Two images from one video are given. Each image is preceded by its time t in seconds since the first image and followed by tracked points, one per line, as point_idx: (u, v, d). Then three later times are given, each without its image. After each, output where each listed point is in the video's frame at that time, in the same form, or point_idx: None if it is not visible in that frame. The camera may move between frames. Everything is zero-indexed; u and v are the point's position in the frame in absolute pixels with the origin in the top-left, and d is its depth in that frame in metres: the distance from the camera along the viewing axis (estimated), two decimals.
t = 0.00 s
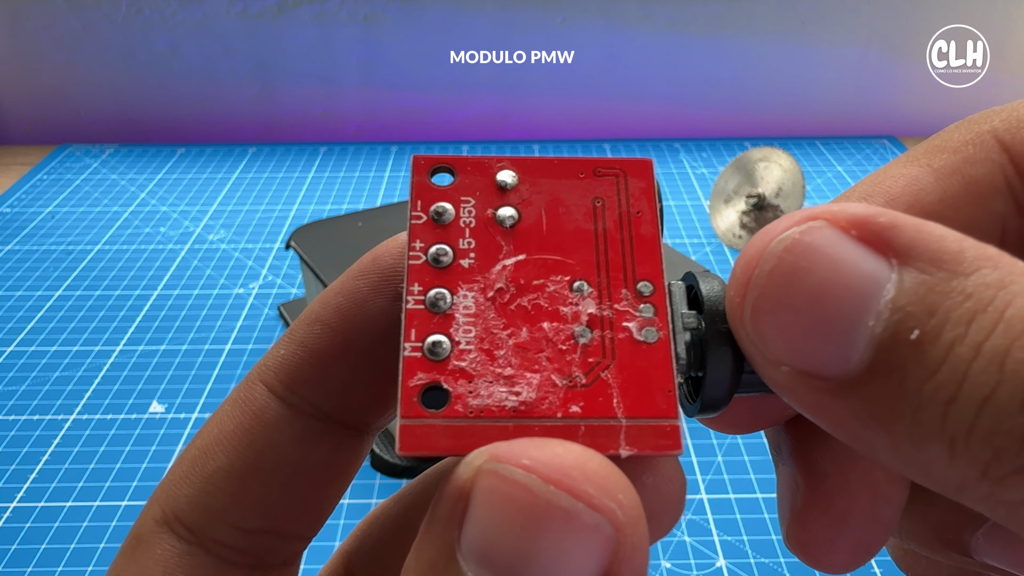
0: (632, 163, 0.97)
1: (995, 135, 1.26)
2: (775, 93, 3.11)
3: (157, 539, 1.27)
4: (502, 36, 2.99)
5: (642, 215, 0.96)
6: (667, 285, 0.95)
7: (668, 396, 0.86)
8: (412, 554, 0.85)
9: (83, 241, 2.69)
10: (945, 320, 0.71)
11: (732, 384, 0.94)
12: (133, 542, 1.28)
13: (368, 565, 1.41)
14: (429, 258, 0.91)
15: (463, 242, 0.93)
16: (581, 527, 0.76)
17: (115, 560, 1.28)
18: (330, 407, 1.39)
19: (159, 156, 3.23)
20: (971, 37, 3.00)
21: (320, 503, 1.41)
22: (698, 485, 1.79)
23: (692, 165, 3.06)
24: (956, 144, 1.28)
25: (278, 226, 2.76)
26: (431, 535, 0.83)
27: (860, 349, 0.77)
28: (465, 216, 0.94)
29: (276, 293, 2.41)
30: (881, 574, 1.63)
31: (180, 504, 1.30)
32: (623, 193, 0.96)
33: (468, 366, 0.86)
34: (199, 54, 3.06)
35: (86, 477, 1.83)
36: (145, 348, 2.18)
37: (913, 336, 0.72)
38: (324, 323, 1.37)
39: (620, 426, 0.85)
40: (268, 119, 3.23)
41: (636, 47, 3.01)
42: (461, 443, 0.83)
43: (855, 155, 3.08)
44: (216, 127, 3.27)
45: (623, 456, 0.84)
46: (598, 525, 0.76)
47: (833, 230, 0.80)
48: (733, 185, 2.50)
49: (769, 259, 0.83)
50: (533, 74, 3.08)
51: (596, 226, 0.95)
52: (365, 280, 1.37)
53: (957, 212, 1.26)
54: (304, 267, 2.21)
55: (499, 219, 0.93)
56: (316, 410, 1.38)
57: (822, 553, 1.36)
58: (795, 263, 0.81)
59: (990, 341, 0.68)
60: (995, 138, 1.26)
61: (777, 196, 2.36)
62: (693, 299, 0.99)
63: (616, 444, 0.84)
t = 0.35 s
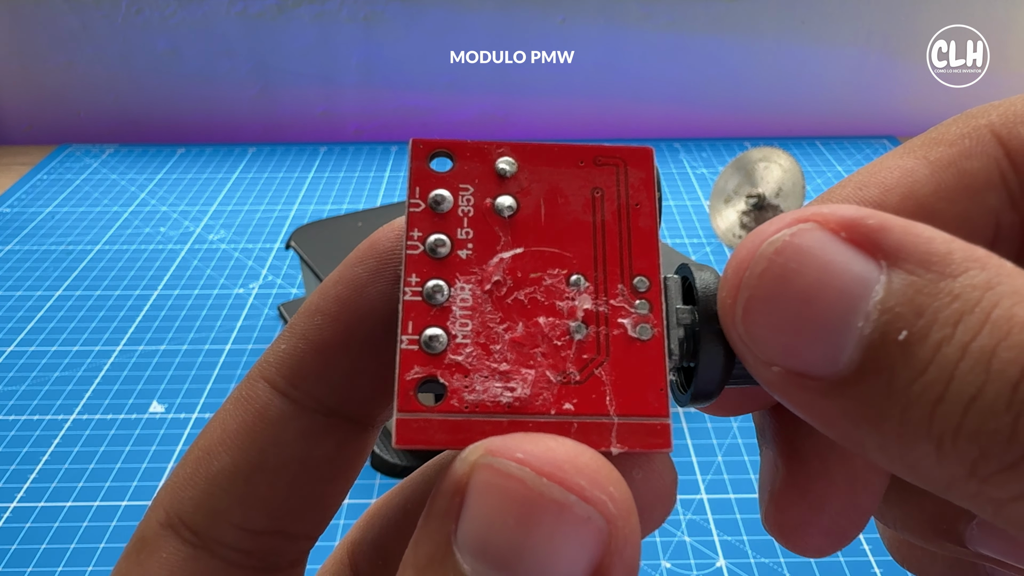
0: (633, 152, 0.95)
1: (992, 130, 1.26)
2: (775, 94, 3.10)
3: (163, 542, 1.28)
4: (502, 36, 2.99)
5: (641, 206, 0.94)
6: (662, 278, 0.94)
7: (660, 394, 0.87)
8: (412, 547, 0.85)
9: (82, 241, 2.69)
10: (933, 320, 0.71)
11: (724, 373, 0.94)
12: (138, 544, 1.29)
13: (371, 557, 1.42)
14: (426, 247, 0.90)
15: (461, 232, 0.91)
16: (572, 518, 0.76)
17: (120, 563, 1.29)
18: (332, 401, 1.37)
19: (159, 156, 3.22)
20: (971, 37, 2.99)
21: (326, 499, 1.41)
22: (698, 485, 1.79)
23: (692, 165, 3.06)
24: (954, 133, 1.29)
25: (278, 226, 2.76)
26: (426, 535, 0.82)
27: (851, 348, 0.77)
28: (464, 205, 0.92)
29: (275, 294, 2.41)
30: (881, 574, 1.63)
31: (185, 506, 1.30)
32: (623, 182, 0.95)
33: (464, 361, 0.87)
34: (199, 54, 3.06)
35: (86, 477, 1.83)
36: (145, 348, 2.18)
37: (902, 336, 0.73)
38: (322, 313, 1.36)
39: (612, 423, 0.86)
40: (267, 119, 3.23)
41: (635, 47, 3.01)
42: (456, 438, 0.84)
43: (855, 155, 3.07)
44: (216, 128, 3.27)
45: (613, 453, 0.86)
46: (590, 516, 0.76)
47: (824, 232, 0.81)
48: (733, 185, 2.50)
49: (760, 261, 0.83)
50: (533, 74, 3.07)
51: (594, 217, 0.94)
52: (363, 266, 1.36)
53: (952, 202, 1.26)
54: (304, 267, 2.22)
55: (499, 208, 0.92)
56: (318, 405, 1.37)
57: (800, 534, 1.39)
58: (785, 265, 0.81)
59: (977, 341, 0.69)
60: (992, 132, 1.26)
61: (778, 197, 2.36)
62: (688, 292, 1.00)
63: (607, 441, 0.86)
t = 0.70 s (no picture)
0: (652, 161, 0.87)
1: (976, 142, 1.23)
2: (775, 94, 3.11)
3: (186, 502, 1.25)
4: (501, 36, 2.99)
5: (648, 219, 0.88)
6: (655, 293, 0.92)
7: (627, 407, 0.91)
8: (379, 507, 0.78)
9: (82, 241, 2.70)
10: (891, 347, 0.71)
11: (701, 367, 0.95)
12: (161, 506, 1.27)
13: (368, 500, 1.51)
14: (434, 236, 0.88)
15: (470, 226, 0.88)
16: (546, 452, 0.79)
17: (142, 525, 1.27)
18: (351, 360, 1.29)
19: (159, 156, 3.23)
20: (971, 37, 2.99)
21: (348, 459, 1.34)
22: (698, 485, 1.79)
23: (693, 165, 3.06)
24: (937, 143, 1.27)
25: (278, 226, 2.76)
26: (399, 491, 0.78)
27: (817, 373, 0.76)
28: (477, 196, 0.87)
29: (275, 294, 2.41)
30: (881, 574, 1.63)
31: (207, 466, 1.26)
32: (636, 191, 0.88)
33: (458, 354, 0.89)
34: (199, 54, 3.06)
35: (86, 477, 1.83)
36: (145, 348, 2.18)
37: (862, 361, 0.73)
38: (338, 277, 1.25)
39: (580, 427, 0.92)
40: (268, 119, 3.23)
41: (635, 47, 3.01)
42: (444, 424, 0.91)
43: (855, 155, 3.07)
44: (216, 128, 3.27)
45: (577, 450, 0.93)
46: (558, 451, 0.79)
47: (792, 265, 0.80)
48: (733, 185, 2.51)
49: (733, 291, 0.82)
50: (532, 74, 3.07)
51: (599, 226, 0.89)
52: (378, 230, 1.24)
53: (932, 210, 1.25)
54: (304, 267, 2.22)
55: (510, 205, 0.87)
56: (335, 363, 1.28)
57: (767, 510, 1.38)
58: (756, 296, 0.80)
59: (930, 366, 0.69)
60: (976, 145, 1.23)
61: (777, 197, 2.37)
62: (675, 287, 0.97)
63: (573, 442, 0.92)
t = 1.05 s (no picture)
0: (692, 320, 0.84)
1: (876, 270, 1.26)
2: (775, 94, 3.11)
3: (235, 454, 1.41)
4: (501, 36, 2.99)
5: (657, 360, 0.86)
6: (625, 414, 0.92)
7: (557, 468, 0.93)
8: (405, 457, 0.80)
9: (83, 241, 2.69)
10: (804, 509, 0.79)
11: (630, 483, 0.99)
12: (215, 459, 1.44)
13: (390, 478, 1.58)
14: (471, 271, 0.84)
15: (508, 278, 0.84)
16: (547, 367, 0.80)
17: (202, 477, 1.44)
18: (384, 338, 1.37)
19: (159, 156, 3.23)
20: (971, 37, 2.99)
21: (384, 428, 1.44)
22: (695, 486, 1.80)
23: (693, 165, 3.07)
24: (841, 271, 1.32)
25: (278, 226, 2.76)
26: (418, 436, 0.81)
27: (741, 535, 0.85)
28: (528, 260, 0.83)
29: (275, 294, 2.41)
30: None
31: (255, 426, 1.41)
32: (663, 334, 0.85)
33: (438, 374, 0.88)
34: (199, 54, 3.05)
35: (86, 477, 1.83)
36: (145, 348, 2.18)
37: (780, 521, 0.80)
38: (384, 262, 1.30)
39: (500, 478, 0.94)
40: (268, 118, 3.23)
41: (635, 47, 3.01)
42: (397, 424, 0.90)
43: (855, 155, 3.09)
44: (216, 128, 3.27)
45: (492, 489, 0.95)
46: (557, 362, 0.80)
47: (711, 431, 0.89)
48: (733, 184, 2.52)
49: (659, 463, 0.92)
50: (532, 73, 3.08)
51: (614, 340, 0.86)
52: (419, 226, 1.28)
53: (845, 335, 1.32)
54: (304, 267, 2.21)
55: (552, 285, 0.84)
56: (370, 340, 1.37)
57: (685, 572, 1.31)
58: (679, 465, 0.89)
59: (841, 522, 0.76)
60: (876, 272, 1.26)
61: (779, 199, 2.39)
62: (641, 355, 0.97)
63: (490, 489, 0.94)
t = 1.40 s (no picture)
0: (702, 346, 0.87)
1: (836, 290, 1.37)
2: (774, 94, 3.11)
3: (244, 409, 1.51)
4: (502, 36, 2.99)
5: (654, 377, 0.89)
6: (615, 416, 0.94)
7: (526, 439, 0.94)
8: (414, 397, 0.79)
9: (82, 241, 2.69)
10: (764, 518, 0.84)
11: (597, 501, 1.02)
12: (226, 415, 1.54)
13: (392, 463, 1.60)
14: (502, 239, 0.85)
15: (535, 256, 0.85)
16: (565, 333, 0.81)
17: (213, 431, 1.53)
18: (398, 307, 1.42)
19: (160, 156, 3.23)
20: (971, 37, 2.99)
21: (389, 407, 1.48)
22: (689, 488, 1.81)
23: (693, 165, 3.07)
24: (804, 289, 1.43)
25: (278, 226, 2.76)
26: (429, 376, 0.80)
27: (705, 548, 0.88)
28: (559, 245, 0.85)
29: (275, 294, 2.41)
30: None
31: (268, 385, 1.50)
32: (668, 353, 0.88)
33: (438, 327, 0.88)
34: (199, 54, 3.05)
35: (86, 477, 1.83)
36: (145, 348, 2.18)
37: (742, 532, 0.85)
38: (410, 219, 1.39)
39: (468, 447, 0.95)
40: (268, 119, 3.24)
41: (635, 47, 3.00)
42: (383, 365, 0.90)
43: (855, 155, 3.09)
44: (216, 128, 3.28)
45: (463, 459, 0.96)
46: (575, 333, 0.82)
47: (667, 447, 0.94)
48: (733, 184, 2.52)
49: (618, 479, 0.94)
50: (532, 74, 3.08)
51: (618, 345, 0.89)
52: (447, 188, 1.40)
53: (806, 353, 1.40)
54: (304, 267, 2.21)
55: (575, 275, 0.86)
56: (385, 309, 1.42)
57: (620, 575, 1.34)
58: (639, 482, 0.92)
59: (801, 528, 0.82)
60: (836, 292, 1.37)
61: (778, 199, 2.40)
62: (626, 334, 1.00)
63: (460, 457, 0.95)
